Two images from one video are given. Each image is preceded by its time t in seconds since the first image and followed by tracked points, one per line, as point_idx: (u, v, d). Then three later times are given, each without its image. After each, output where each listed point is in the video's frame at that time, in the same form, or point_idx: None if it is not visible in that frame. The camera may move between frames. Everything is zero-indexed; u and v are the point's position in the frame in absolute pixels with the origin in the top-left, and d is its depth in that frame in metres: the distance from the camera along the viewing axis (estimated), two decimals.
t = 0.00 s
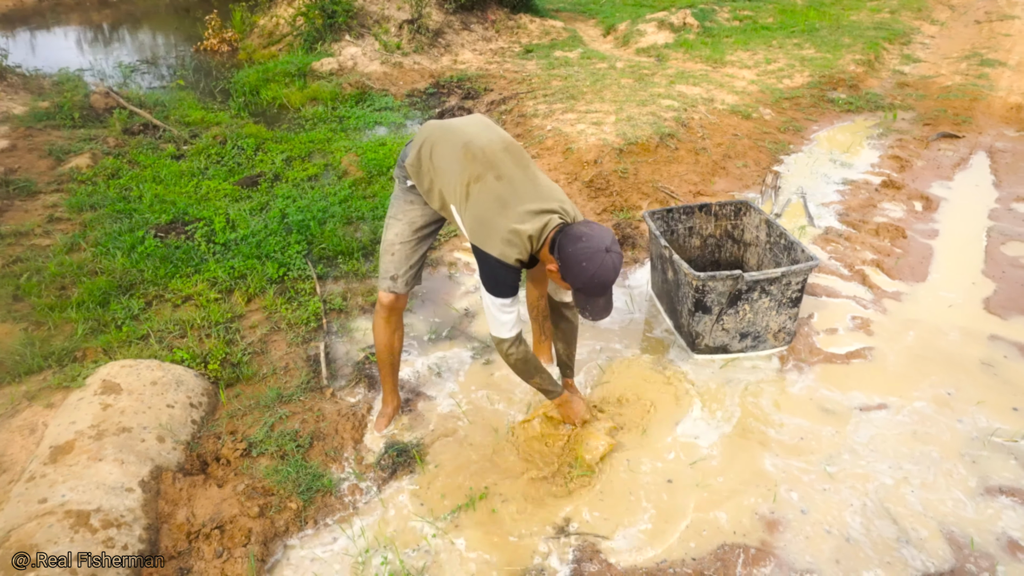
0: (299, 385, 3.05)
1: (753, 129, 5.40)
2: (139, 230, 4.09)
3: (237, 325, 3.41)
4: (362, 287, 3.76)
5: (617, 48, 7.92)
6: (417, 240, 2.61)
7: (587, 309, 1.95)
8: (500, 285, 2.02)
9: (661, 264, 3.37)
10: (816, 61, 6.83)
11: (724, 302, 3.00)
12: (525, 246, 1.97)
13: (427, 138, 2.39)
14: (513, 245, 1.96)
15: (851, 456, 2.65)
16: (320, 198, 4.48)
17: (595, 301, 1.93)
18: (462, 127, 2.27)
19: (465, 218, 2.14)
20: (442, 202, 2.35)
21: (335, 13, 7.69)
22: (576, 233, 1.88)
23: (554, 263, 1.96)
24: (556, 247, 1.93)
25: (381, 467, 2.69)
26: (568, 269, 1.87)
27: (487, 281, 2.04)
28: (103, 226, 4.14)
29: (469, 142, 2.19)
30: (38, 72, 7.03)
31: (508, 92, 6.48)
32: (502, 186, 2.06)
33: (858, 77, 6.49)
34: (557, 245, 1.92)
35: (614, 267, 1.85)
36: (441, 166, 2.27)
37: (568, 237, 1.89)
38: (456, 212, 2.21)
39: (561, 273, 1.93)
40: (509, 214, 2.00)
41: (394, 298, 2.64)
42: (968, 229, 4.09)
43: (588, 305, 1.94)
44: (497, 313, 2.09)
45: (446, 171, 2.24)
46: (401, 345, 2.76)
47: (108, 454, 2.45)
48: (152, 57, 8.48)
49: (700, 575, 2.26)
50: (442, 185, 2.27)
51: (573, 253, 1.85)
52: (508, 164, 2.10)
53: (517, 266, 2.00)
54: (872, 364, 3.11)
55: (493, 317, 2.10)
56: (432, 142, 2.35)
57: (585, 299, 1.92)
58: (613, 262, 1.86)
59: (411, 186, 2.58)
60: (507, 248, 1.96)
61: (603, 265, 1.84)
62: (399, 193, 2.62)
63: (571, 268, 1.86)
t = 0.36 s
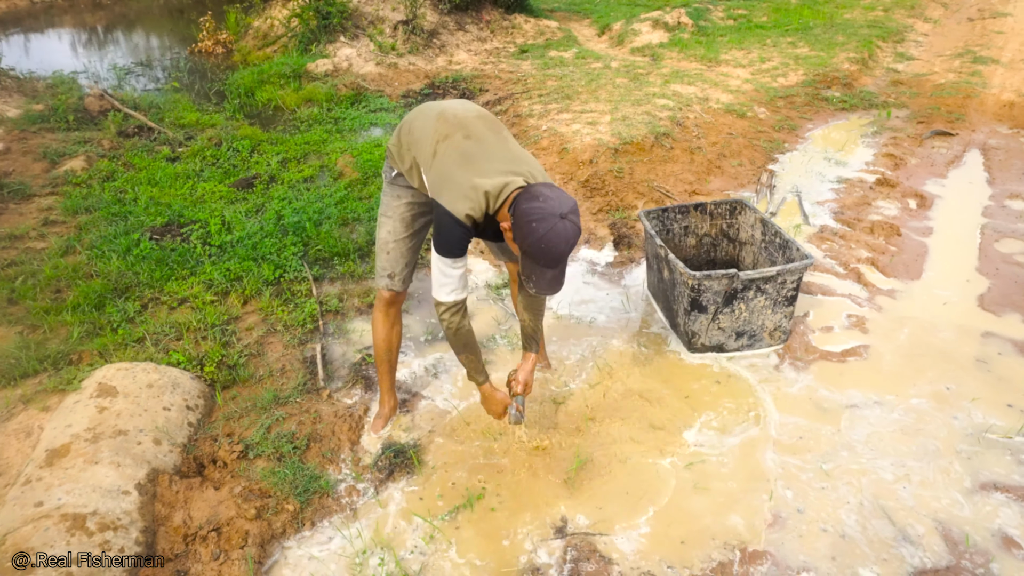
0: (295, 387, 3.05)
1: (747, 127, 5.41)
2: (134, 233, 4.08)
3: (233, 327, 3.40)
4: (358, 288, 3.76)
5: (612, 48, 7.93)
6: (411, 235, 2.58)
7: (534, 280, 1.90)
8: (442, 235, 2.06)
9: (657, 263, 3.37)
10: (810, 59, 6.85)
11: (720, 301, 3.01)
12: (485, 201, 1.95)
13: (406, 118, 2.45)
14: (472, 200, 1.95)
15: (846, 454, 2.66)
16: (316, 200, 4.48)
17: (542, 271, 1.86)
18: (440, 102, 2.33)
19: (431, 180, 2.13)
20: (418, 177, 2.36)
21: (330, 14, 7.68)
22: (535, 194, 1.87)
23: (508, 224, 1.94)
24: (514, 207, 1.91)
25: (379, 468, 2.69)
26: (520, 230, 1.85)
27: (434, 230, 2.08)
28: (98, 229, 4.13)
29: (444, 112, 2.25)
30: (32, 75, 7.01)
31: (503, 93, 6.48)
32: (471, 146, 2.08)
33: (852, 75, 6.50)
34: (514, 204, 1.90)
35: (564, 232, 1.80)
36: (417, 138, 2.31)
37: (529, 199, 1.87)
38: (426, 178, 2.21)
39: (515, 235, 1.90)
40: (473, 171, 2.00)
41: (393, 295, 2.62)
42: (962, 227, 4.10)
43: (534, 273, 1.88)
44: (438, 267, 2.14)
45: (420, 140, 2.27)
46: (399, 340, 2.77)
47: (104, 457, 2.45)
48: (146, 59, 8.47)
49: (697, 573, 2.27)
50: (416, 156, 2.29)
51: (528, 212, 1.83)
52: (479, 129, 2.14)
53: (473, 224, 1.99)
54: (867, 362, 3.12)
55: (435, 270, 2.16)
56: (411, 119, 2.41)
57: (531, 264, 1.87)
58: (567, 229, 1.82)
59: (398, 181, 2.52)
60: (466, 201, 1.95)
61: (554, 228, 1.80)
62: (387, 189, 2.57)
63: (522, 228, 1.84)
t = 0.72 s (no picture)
0: (294, 389, 3.04)
1: (746, 129, 5.41)
2: (133, 234, 4.08)
3: (231, 328, 3.40)
4: (356, 290, 3.76)
5: (610, 50, 7.94)
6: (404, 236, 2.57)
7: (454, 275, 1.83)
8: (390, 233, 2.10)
9: (656, 265, 3.38)
10: (808, 61, 6.86)
11: (719, 303, 3.02)
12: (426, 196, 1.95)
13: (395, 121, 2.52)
14: (411, 195, 1.96)
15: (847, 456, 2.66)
16: (314, 201, 4.48)
17: (463, 266, 1.81)
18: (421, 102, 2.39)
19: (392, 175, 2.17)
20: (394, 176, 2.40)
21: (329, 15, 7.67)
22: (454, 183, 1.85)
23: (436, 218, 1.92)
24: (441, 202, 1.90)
25: (377, 470, 2.69)
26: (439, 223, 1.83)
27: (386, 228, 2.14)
28: (97, 230, 4.13)
29: (419, 113, 2.30)
30: (30, 76, 7.00)
31: (502, 94, 6.48)
32: (429, 142, 2.11)
33: (850, 77, 6.52)
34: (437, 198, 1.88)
35: (474, 221, 1.75)
36: (395, 138, 2.38)
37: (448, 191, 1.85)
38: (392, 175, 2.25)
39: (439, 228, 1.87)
40: (422, 165, 2.02)
41: (385, 295, 2.62)
42: (961, 229, 4.11)
43: (454, 267, 1.82)
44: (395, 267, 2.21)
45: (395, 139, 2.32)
46: (395, 341, 2.77)
47: (102, 459, 2.44)
48: (145, 61, 8.46)
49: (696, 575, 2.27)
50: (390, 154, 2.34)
51: (442, 201, 1.82)
52: (443, 126, 2.17)
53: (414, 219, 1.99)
54: (865, 364, 3.13)
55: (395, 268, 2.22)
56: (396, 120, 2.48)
57: (450, 257, 1.81)
58: (480, 218, 1.77)
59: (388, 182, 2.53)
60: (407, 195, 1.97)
61: (464, 217, 1.76)
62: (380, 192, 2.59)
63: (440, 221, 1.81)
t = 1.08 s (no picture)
0: (299, 389, 3.05)
1: (752, 133, 5.41)
2: (139, 234, 4.09)
3: (237, 328, 3.40)
4: (361, 291, 3.76)
5: (616, 53, 7.95)
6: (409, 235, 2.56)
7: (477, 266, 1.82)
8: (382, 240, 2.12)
9: (661, 268, 3.37)
10: (814, 65, 6.85)
11: (724, 306, 3.01)
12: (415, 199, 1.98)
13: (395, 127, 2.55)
14: (401, 199, 1.98)
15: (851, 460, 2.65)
16: (320, 202, 4.49)
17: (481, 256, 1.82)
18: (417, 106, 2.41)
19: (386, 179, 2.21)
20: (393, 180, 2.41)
21: (335, 18, 7.71)
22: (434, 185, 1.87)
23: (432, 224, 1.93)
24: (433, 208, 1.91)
25: (382, 471, 2.68)
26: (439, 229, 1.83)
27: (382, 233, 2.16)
28: (103, 230, 4.14)
29: (413, 116, 2.32)
30: (37, 77, 7.03)
31: (507, 97, 6.49)
32: (420, 144, 2.13)
33: (856, 81, 6.50)
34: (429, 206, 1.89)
35: (466, 210, 1.76)
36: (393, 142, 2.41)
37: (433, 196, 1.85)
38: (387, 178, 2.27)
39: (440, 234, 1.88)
40: (410, 168, 2.05)
41: (387, 295, 2.59)
42: (967, 234, 4.09)
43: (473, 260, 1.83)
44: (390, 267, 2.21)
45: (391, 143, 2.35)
46: (399, 341, 2.77)
47: (107, 458, 2.45)
48: (152, 62, 8.50)
49: None
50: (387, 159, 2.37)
51: (432, 207, 1.82)
52: (434, 128, 2.19)
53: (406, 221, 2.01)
54: (871, 368, 3.11)
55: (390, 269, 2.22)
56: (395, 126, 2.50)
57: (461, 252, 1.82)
58: (471, 206, 1.77)
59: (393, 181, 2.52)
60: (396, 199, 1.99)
61: (459, 210, 1.77)
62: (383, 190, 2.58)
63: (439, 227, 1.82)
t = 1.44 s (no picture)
0: (300, 388, 3.06)
1: (754, 133, 5.41)
2: (141, 233, 4.11)
3: (239, 327, 3.42)
4: (363, 290, 3.77)
5: (618, 53, 7.95)
6: (417, 237, 2.60)
7: (596, 200, 2.02)
8: (446, 207, 2.12)
9: (662, 268, 3.38)
10: (816, 66, 6.85)
11: (724, 306, 3.02)
12: (488, 163, 2.09)
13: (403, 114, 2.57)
14: (475, 162, 2.08)
15: (849, 460, 2.66)
16: (322, 201, 4.50)
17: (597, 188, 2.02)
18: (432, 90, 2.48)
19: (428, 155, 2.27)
20: (417, 165, 2.43)
21: (337, 17, 7.72)
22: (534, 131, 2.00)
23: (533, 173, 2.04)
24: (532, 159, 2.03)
25: (383, 469, 2.70)
26: (554, 172, 1.97)
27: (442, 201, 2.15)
28: (106, 228, 4.16)
29: (438, 96, 2.40)
30: (41, 75, 7.05)
31: (510, 97, 6.50)
32: (467, 117, 2.23)
33: (859, 82, 6.50)
34: (533, 157, 2.00)
35: (588, 145, 1.96)
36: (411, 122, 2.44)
37: (540, 143, 1.98)
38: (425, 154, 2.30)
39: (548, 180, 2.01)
40: (469, 138, 2.14)
41: (394, 296, 2.64)
42: (969, 235, 4.09)
43: (594, 194, 2.01)
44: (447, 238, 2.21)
45: (416, 122, 2.38)
46: (405, 341, 2.78)
47: (110, 455, 2.46)
48: (155, 61, 8.52)
49: None
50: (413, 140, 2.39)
51: (550, 153, 1.95)
52: (471, 104, 2.29)
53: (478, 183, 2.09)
54: (871, 369, 3.12)
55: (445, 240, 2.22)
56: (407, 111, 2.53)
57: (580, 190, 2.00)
58: (586, 141, 1.97)
59: (404, 181, 2.57)
60: (469, 164, 2.08)
61: (580, 146, 1.96)
62: (392, 189, 2.61)
63: (557, 169, 1.96)
